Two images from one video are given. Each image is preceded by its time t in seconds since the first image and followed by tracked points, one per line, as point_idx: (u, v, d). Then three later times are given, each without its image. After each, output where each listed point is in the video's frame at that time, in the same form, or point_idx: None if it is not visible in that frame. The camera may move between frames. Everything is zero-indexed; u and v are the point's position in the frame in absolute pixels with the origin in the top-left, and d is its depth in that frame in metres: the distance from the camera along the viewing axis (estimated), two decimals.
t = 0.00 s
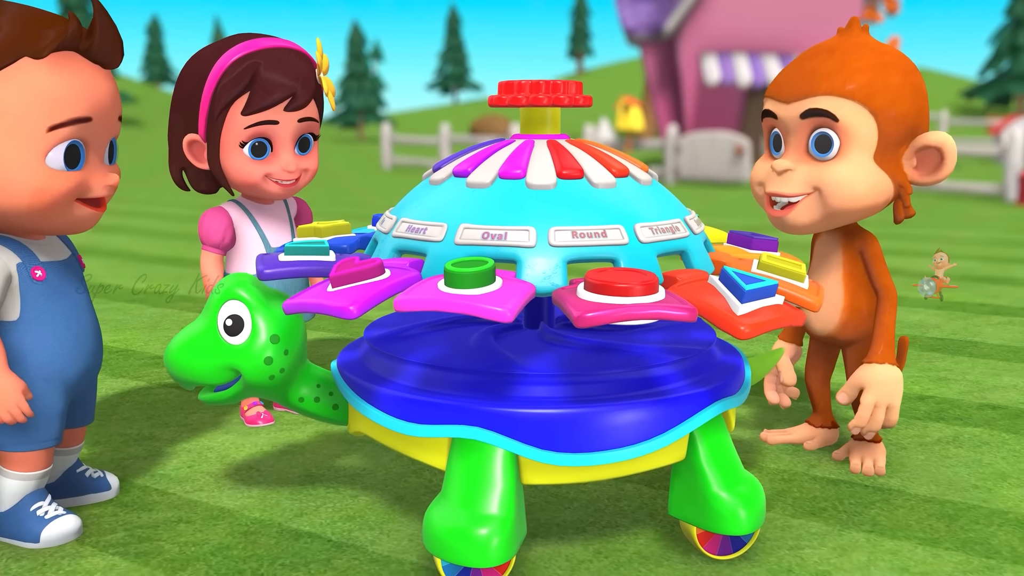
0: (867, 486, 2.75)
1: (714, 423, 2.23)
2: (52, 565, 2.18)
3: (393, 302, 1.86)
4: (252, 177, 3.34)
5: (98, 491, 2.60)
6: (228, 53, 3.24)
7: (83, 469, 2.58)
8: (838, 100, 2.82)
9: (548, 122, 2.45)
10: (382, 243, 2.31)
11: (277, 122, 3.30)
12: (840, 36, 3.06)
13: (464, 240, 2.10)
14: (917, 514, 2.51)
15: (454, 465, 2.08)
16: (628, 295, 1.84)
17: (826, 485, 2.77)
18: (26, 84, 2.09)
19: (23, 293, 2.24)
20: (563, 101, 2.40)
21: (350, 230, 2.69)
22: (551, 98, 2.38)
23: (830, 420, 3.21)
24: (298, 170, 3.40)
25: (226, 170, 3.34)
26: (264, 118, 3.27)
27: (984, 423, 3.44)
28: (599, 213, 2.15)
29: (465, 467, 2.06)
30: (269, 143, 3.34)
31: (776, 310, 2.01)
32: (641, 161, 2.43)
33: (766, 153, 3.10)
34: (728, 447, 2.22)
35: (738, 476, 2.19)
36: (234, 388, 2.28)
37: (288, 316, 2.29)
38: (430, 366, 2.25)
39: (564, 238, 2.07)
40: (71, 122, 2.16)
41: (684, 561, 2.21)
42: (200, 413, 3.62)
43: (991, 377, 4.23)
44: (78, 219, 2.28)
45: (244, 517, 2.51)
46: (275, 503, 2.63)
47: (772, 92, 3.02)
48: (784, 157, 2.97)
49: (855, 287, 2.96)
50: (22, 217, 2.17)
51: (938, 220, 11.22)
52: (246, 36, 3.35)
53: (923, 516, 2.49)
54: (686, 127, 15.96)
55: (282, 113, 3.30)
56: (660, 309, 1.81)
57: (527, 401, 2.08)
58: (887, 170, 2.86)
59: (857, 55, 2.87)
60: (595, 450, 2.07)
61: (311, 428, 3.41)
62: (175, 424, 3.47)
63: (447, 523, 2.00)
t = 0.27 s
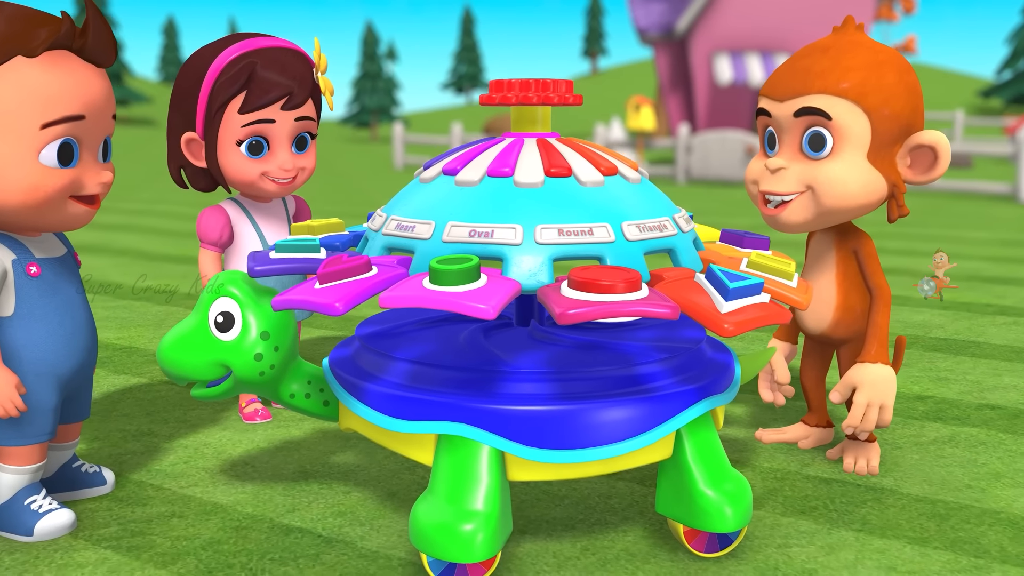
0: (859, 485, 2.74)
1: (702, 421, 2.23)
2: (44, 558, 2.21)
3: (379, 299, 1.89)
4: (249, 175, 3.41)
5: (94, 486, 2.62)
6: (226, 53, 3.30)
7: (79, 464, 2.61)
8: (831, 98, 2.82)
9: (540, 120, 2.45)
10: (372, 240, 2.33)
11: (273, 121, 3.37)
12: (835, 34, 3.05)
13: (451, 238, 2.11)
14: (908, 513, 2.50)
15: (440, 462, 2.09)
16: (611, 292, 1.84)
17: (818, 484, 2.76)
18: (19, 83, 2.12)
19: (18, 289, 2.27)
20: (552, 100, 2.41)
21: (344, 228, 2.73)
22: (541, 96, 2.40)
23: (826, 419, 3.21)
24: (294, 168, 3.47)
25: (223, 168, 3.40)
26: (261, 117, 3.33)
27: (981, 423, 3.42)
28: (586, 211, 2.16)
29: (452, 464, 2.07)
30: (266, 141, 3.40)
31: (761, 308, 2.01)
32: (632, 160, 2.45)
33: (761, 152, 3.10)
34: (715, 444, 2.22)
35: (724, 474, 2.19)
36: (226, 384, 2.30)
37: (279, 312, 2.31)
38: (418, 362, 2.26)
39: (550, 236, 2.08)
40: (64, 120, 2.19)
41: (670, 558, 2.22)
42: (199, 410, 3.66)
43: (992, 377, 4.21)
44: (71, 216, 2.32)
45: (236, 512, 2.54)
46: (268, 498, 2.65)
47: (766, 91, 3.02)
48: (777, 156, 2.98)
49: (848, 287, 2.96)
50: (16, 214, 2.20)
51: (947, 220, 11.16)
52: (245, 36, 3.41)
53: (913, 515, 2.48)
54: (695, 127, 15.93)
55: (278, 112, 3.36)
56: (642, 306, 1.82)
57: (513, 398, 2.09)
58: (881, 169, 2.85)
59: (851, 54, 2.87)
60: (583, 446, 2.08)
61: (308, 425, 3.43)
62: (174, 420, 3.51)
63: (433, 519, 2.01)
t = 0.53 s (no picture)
0: (851, 484, 2.74)
1: (690, 418, 2.24)
2: (38, 550, 2.23)
3: (364, 295, 1.90)
4: (247, 173, 3.45)
5: (90, 481, 2.65)
6: (223, 52, 3.34)
7: (75, 459, 2.64)
8: (829, 96, 2.75)
9: (530, 119, 2.48)
10: (363, 238, 2.35)
11: (271, 120, 3.41)
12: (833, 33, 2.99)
13: (439, 235, 2.12)
14: (898, 512, 2.50)
15: (427, 458, 2.10)
16: (594, 290, 1.85)
17: (810, 483, 2.76)
18: (12, 82, 2.14)
19: (14, 285, 2.30)
20: (542, 99, 2.44)
21: (338, 225, 2.73)
22: (530, 95, 2.42)
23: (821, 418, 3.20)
24: (291, 167, 3.52)
25: (222, 166, 3.44)
26: (258, 116, 3.38)
27: (979, 424, 3.40)
28: (574, 209, 2.17)
29: (438, 460, 2.08)
30: (264, 140, 3.44)
31: (746, 306, 2.02)
32: (622, 158, 2.45)
33: (758, 150, 3.02)
34: (702, 442, 2.23)
35: (711, 472, 2.20)
36: (217, 380, 2.32)
37: (270, 309, 2.33)
38: (407, 359, 2.27)
39: (536, 233, 2.09)
40: (57, 117, 2.22)
41: (657, 555, 2.23)
42: (199, 406, 3.69)
43: (993, 377, 4.19)
44: (66, 213, 2.35)
45: (229, 507, 2.56)
46: (262, 494, 2.68)
47: (764, 89, 2.95)
48: (774, 154, 2.90)
49: (844, 284, 2.90)
50: (11, 211, 2.23)
51: (957, 220, 11.10)
52: (244, 35, 3.45)
53: (904, 514, 2.48)
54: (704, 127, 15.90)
55: (276, 111, 3.41)
56: (624, 304, 1.82)
57: (499, 394, 2.10)
58: (877, 168, 2.77)
59: (849, 52, 2.80)
60: (571, 443, 2.09)
61: (305, 422, 3.46)
62: (173, 417, 3.54)
63: (419, 514, 2.02)
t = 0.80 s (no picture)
0: (843, 483, 2.74)
1: (678, 416, 2.25)
2: (32, 543, 2.26)
3: (349, 292, 1.92)
4: (245, 172, 3.48)
5: (87, 475, 2.68)
6: (223, 52, 3.38)
7: (72, 453, 2.67)
8: (823, 94, 2.71)
9: (521, 117, 2.49)
10: (354, 236, 2.37)
11: (269, 119, 3.45)
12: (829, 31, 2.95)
13: (427, 233, 2.14)
14: (889, 511, 2.49)
15: (415, 453, 2.12)
16: (578, 287, 1.86)
17: (802, 482, 2.76)
18: (7, 81, 2.19)
19: (10, 281, 2.33)
20: (533, 97, 2.44)
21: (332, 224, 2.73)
22: (520, 94, 2.43)
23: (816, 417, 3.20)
24: (290, 166, 3.54)
25: (221, 164, 3.48)
26: (257, 114, 3.41)
27: (976, 424, 3.39)
28: (561, 207, 2.18)
29: (425, 457, 2.09)
30: (262, 139, 3.47)
31: (731, 303, 2.02)
32: (612, 157, 2.46)
33: (753, 148, 2.98)
34: (690, 440, 2.24)
35: (698, 470, 2.20)
36: (209, 376, 2.35)
37: (262, 306, 2.35)
38: (396, 356, 2.29)
39: (523, 231, 2.10)
40: (52, 115, 2.26)
41: (645, 552, 2.23)
42: (198, 403, 3.73)
43: (994, 377, 4.17)
44: (62, 209, 2.40)
45: (223, 502, 2.59)
46: (256, 489, 2.70)
47: (758, 87, 2.91)
48: (769, 151, 2.85)
49: (839, 283, 2.88)
50: (7, 208, 2.29)
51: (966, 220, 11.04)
52: (243, 35, 3.50)
53: (895, 513, 2.47)
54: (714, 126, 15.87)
55: (275, 109, 3.43)
56: (608, 301, 1.84)
57: (486, 391, 2.12)
58: (871, 166, 2.73)
59: (844, 50, 2.76)
60: (558, 439, 2.09)
61: (302, 419, 3.49)
62: (173, 413, 3.58)
63: (405, 509, 2.03)
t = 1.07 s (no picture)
0: (835, 482, 2.73)
1: (666, 413, 2.26)
2: (27, 536, 2.29)
3: (336, 289, 1.94)
4: (244, 170, 3.51)
5: (84, 470, 2.71)
6: (222, 51, 3.42)
7: (70, 448, 2.70)
8: (815, 92, 2.69)
9: (512, 115, 2.50)
10: (345, 233, 2.40)
11: (268, 118, 3.48)
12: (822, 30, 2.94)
13: (415, 231, 2.16)
14: (880, 510, 2.49)
15: (402, 450, 2.13)
16: (562, 284, 1.87)
17: (794, 480, 2.76)
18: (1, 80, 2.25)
19: (7, 277, 2.37)
20: (523, 96, 2.46)
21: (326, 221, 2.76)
22: (510, 93, 2.45)
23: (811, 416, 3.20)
24: (288, 164, 3.57)
25: (220, 163, 3.52)
26: (255, 113, 3.44)
27: (974, 424, 3.38)
28: (548, 205, 2.19)
29: (412, 454, 2.11)
30: (260, 137, 3.51)
31: (715, 301, 2.03)
32: (603, 155, 2.47)
33: (747, 146, 2.96)
34: (677, 437, 2.25)
35: (685, 467, 2.21)
36: (201, 372, 2.37)
37: (254, 303, 2.37)
38: (386, 352, 2.31)
39: (510, 229, 2.12)
40: (46, 113, 2.32)
41: (632, 549, 2.24)
42: (198, 400, 3.77)
43: (995, 378, 4.15)
44: (59, 205, 2.45)
45: (217, 497, 2.62)
46: (250, 484, 2.73)
47: (752, 85, 2.89)
48: (763, 149, 2.83)
49: (832, 281, 2.88)
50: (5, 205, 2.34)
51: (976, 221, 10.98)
52: (243, 35, 3.52)
53: (885, 511, 2.47)
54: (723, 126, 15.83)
55: (273, 109, 3.47)
56: (591, 298, 1.85)
57: (473, 387, 2.13)
58: (864, 164, 2.71)
59: (837, 49, 2.73)
60: (545, 435, 2.11)
61: (300, 416, 3.51)
62: (173, 409, 3.62)
63: (392, 505, 2.05)
